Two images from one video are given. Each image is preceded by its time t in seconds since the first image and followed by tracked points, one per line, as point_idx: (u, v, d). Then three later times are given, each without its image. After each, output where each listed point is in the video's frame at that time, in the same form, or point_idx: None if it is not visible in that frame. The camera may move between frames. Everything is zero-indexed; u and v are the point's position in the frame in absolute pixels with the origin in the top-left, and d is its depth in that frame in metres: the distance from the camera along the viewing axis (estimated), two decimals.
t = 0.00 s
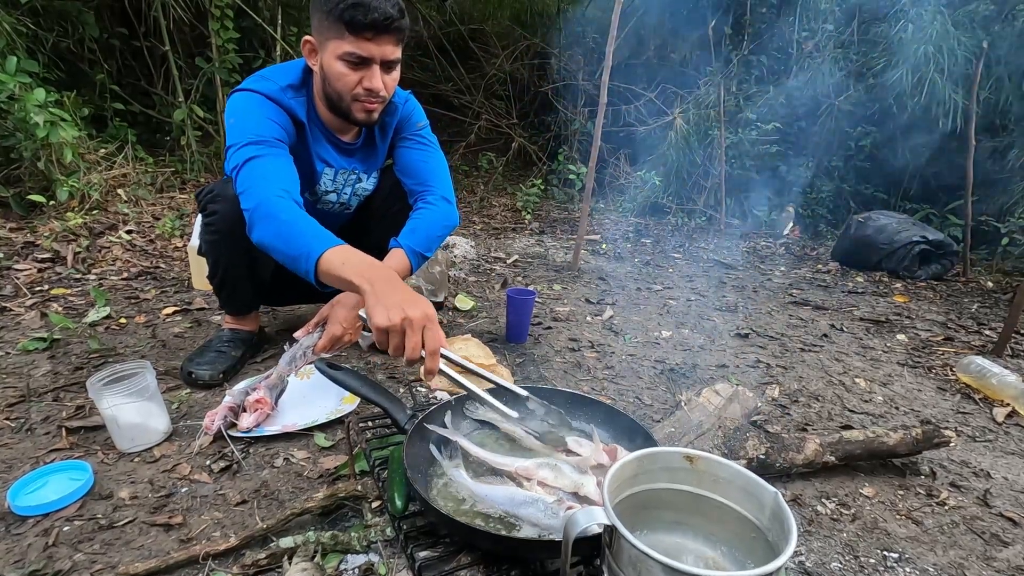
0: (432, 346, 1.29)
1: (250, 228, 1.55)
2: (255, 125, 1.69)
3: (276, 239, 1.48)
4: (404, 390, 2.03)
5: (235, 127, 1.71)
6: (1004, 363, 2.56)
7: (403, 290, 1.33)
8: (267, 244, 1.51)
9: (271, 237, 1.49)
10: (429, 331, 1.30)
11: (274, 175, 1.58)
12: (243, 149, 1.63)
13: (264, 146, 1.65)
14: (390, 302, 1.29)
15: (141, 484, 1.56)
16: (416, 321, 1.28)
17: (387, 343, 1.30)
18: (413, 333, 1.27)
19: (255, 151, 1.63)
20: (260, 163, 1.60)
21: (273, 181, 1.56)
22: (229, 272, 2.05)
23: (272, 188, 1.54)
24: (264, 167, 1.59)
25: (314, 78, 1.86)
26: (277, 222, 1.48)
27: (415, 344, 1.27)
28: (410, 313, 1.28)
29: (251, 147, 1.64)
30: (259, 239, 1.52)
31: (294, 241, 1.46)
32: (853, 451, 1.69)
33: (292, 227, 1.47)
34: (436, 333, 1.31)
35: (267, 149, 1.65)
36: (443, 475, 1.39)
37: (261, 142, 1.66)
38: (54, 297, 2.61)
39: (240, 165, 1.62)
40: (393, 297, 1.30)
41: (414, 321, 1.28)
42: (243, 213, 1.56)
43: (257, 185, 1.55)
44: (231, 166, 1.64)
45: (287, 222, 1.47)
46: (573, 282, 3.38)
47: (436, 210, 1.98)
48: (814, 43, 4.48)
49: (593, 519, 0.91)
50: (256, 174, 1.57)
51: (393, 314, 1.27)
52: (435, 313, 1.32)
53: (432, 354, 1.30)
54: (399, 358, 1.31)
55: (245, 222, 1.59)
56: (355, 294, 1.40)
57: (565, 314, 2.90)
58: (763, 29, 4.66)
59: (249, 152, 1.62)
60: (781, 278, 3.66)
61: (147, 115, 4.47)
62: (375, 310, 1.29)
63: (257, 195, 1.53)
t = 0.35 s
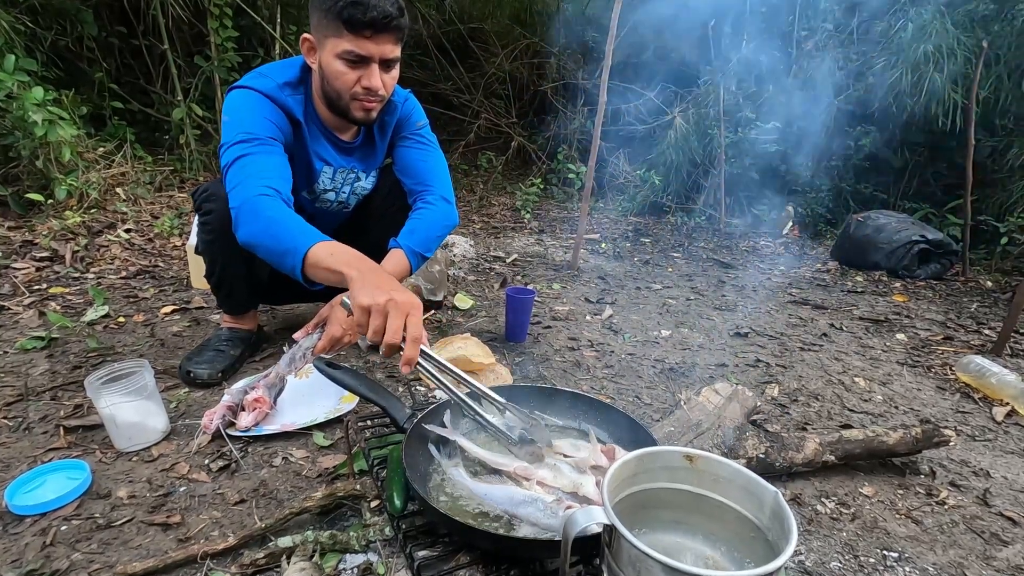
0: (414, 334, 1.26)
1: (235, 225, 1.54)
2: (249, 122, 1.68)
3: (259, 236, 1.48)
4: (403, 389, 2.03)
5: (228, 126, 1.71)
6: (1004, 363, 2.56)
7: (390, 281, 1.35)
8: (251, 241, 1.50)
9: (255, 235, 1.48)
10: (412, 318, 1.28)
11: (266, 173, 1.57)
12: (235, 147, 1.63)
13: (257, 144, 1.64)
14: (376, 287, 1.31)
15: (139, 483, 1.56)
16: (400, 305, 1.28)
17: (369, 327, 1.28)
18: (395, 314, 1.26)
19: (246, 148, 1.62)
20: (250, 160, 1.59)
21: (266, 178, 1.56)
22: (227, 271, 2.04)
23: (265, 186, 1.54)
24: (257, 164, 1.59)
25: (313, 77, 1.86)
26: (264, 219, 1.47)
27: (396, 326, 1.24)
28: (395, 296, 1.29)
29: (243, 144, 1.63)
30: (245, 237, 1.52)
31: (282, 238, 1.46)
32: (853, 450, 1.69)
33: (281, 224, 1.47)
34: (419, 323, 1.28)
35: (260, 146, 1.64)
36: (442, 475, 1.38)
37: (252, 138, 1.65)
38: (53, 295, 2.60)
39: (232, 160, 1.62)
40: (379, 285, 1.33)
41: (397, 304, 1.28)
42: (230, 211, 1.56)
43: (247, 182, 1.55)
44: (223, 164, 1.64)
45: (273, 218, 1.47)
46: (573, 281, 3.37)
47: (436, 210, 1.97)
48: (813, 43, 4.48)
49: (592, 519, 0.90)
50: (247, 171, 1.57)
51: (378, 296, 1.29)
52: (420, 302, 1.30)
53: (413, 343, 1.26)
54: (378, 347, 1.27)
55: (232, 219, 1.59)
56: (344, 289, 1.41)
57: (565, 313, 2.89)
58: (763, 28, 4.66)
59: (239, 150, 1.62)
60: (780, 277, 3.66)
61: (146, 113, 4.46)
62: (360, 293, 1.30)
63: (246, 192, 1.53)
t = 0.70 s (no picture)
0: (418, 351, 1.27)
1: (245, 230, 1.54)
2: (251, 125, 1.67)
3: (269, 242, 1.48)
4: (403, 389, 2.03)
5: (230, 129, 1.70)
6: (1003, 363, 2.56)
7: (392, 297, 1.34)
8: (263, 246, 1.50)
9: (265, 239, 1.48)
10: (416, 336, 1.28)
11: (270, 175, 1.57)
12: (238, 151, 1.62)
13: (259, 146, 1.64)
14: (378, 305, 1.30)
15: (138, 483, 1.56)
16: (404, 323, 1.27)
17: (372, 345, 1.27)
18: (399, 335, 1.25)
19: (250, 151, 1.62)
20: (254, 164, 1.59)
21: (269, 181, 1.55)
22: (228, 271, 2.04)
23: (267, 190, 1.53)
24: (260, 167, 1.58)
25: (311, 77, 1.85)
26: (271, 224, 1.47)
27: (401, 345, 1.24)
28: (399, 314, 1.28)
29: (246, 147, 1.63)
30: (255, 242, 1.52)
31: (287, 243, 1.45)
32: (853, 450, 1.69)
33: (286, 230, 1.46)
34: (424, 339, 1.29)
35: (263, 149, 1.64)
36: (443, 475, 1.39)
37: (256, 143, 1.65)
38: (52, 295, 2.60)
39: (236, 165, 1.61)
40: (382, 301, 1.31)
41: (401, 322, 1.27)
42: (239, 215, 1.55)
43: (252, 186, 1.54)
44: (226, 168, 1.64)
45: (281, 223, 1.47)
46: (573, 281, 3.37)
47: (436, 210, 1.97)
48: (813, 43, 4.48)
49: (593, 519, 0.90)
50: (252, 175, 1.57)
51: (382, 315, 1.27)
52: (424, 319, 1.30)
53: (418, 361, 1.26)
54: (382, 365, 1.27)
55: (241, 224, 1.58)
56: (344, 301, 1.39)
57: (565, 313, 2.89)
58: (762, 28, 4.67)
59: (243, 154, 1.61)
60: (780, 277, 3.66)
61: (146, 112, 4.46)
62: (365, 310, 1.29)
63: (252, 196, 1.53)
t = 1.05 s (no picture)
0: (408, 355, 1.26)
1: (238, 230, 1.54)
2: (247, 125, 1.67)
3: (260, 243, 1.47)
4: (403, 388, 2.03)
5: (226, 128, 1.70)
6: (1003, 363, 2.56)
7: (383, 300, 1.33)
8: (253, 247, 1.50)
9: (257, 240, 1.48)
10: (406, 340, 1.27)
11: (266, 176, 1.57)
12: (234, 150, 1.63)
13: (256, 147, 1.64)
14: (367, 309, 1.29)
15: (139, 482, 1.56)
16: (393, 326, 1.26)
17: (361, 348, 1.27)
18: (389, 338, 1.25)
19: (246, 151, 1.62)
20: (248, 164, 1.59)
21: (264, 181, 1.55)
22: (228, 271, 2.04)
23: (264, 191, 1.53)
24: (256, 167, 1.58)
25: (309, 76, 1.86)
26: (264, 224, 1.47)
27: (389, 351, 1.23)
28: (387, 317, 1.27)
29: (242, 148, 1.63)
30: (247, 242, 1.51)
31: (281, 244, 1.45)
32: (854, 451, 1.69)
33: (283, 230, 1.46)
34: (413, 342, 1.28)
35: (259, 149, 1.64)
36: (445, 475, 1.39)
37: (252, 142, 1.65)
38: (52, 293, 2.59)
39: (231, 165, 1.61)
40: (371, 304, 1.31)
41: (389, 325, 1.26)
42: (232, 216, 1.56)
43: (248, 186, 1.54)
44: (222, 168, 1.64)
45: (272, 223, 1.47)
46: (573, 281, 3.37)
47: (435, 212, 1.97)
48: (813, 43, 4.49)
49: (595, 519, 0.90)
50: (247, 175, 1.57)
51: (370, 318, 1.27)
52: (414, 322, 1.29)
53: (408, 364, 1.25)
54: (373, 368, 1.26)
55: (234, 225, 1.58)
56: (335, 303, 1.39)
57: (565, 312, 2.89)
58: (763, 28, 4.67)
59: (237, 154, 1.62)
60: (780, 278, 3.66)
61: (145, 111, 4.46)
62: (353, 314, 1.28)
63: (245, 197, 1.53)
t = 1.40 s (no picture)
0: (435, 363, 1.26)
1: (260, 236, 1.54)
2: (253, 131, 1.67)
3: (284, 249, 1.47)
4: (404, 388, 2.03)
5: (233, 136, 1.69)
6: (1002, 364, 2.57)
7: (409, 305, 1.32)
8: (279, 252, 1.49)
9: (282, 246, 1.48)
10: (433, 348, 1.28)
11: (277, 181, 1.57)
12: (245, 158, 1.62)
13: (265, 153, 1.64)
14: (394, 316, 1.29)
15: (139, 481, 1.56)
16: (421, 335, 1.26)
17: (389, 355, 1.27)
18: (418, 346, 1.25)
19: (256, 158, 1.62)
20: (263, 170, 1.59)
21: (274, 187, 1.55)
22: (232, 271, 2.04)
23: (274, 198, 1.53)
24: (267, 173, 1.58)
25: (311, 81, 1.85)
26: (287, 230, 1.47)
27: (418, 360, 1.24)
28: (416, 326, 1.27)
29: (252, 155, 1.63)
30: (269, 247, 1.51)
31: (302, 250, 1.45)
32: (853, 451, 1.70)
33: (300, 236, 1.46)
34: (440, 350, 1.28)
35: (268, 156, 1.63)
36: (445, 474, 1.40)
37: (263, 149, 1.65)
38: (52, 292, 2.60)
39: (246, 171, 1.61)
40: (398, 310, 1.30)
41: (418, 334, 1.26)
42: (253, 222, 1.55)
43: (262, 193, 1.54)
44: (235, 176, 1.64)
45: (298, 228, 1.47)
46: (573, 281, 3.37)
47: (440, 214, 1.97)
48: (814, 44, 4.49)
49: (595, 519, 0.91)
50: (261, 181, 1.56)
51: (398, 326, 1.27)
52: (442, 330, 1.30)
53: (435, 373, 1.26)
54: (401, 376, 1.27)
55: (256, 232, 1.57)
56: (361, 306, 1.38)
57: (565, 312, 2.89)
58: (763, 28, 4.67)
59: (249, 161, 1.61)
60: (779, 278, 3.67)
61: (145, 110, 4.45)
62: (381, 319, 1.28)
63: (265, 202, 1.52)
